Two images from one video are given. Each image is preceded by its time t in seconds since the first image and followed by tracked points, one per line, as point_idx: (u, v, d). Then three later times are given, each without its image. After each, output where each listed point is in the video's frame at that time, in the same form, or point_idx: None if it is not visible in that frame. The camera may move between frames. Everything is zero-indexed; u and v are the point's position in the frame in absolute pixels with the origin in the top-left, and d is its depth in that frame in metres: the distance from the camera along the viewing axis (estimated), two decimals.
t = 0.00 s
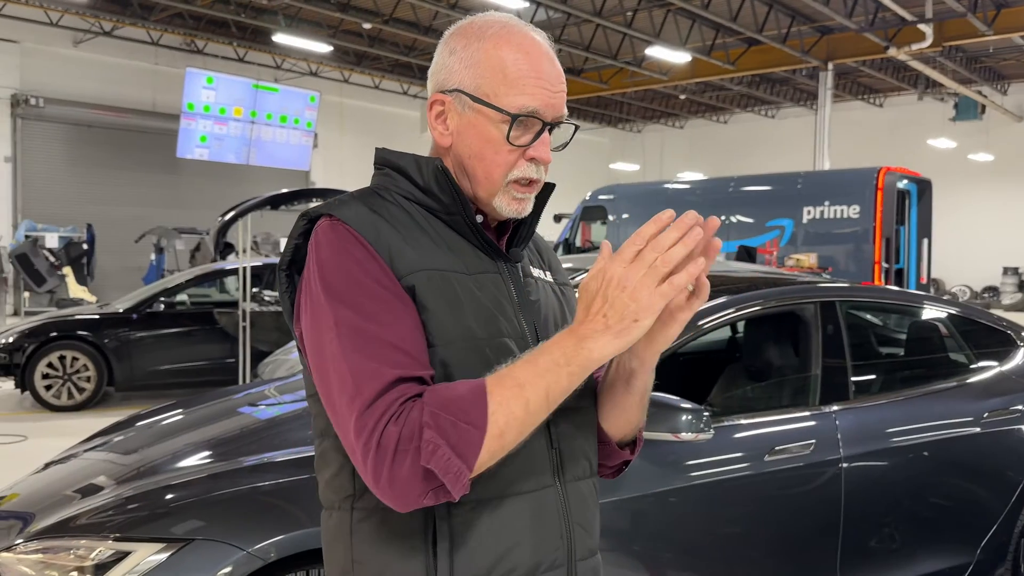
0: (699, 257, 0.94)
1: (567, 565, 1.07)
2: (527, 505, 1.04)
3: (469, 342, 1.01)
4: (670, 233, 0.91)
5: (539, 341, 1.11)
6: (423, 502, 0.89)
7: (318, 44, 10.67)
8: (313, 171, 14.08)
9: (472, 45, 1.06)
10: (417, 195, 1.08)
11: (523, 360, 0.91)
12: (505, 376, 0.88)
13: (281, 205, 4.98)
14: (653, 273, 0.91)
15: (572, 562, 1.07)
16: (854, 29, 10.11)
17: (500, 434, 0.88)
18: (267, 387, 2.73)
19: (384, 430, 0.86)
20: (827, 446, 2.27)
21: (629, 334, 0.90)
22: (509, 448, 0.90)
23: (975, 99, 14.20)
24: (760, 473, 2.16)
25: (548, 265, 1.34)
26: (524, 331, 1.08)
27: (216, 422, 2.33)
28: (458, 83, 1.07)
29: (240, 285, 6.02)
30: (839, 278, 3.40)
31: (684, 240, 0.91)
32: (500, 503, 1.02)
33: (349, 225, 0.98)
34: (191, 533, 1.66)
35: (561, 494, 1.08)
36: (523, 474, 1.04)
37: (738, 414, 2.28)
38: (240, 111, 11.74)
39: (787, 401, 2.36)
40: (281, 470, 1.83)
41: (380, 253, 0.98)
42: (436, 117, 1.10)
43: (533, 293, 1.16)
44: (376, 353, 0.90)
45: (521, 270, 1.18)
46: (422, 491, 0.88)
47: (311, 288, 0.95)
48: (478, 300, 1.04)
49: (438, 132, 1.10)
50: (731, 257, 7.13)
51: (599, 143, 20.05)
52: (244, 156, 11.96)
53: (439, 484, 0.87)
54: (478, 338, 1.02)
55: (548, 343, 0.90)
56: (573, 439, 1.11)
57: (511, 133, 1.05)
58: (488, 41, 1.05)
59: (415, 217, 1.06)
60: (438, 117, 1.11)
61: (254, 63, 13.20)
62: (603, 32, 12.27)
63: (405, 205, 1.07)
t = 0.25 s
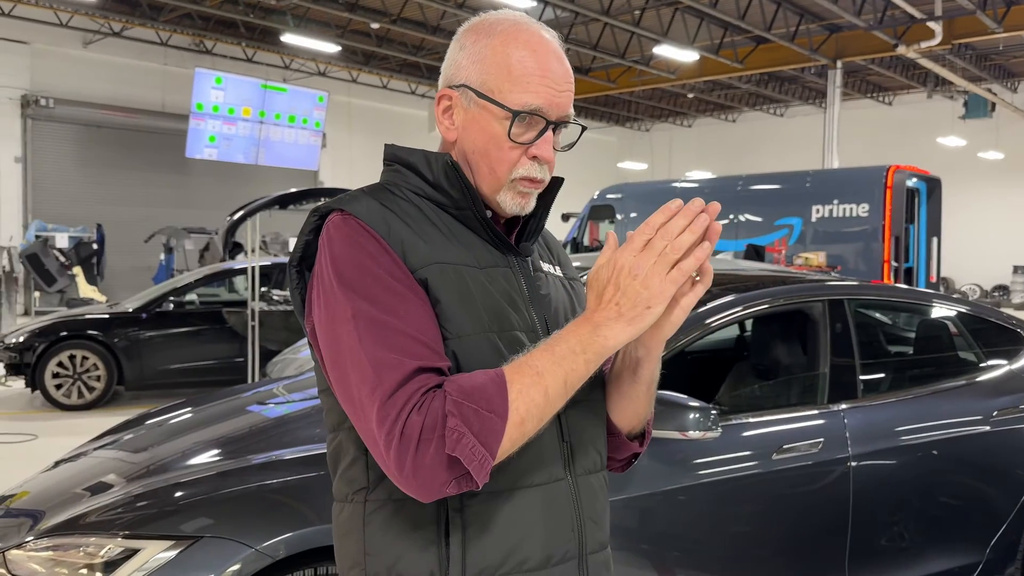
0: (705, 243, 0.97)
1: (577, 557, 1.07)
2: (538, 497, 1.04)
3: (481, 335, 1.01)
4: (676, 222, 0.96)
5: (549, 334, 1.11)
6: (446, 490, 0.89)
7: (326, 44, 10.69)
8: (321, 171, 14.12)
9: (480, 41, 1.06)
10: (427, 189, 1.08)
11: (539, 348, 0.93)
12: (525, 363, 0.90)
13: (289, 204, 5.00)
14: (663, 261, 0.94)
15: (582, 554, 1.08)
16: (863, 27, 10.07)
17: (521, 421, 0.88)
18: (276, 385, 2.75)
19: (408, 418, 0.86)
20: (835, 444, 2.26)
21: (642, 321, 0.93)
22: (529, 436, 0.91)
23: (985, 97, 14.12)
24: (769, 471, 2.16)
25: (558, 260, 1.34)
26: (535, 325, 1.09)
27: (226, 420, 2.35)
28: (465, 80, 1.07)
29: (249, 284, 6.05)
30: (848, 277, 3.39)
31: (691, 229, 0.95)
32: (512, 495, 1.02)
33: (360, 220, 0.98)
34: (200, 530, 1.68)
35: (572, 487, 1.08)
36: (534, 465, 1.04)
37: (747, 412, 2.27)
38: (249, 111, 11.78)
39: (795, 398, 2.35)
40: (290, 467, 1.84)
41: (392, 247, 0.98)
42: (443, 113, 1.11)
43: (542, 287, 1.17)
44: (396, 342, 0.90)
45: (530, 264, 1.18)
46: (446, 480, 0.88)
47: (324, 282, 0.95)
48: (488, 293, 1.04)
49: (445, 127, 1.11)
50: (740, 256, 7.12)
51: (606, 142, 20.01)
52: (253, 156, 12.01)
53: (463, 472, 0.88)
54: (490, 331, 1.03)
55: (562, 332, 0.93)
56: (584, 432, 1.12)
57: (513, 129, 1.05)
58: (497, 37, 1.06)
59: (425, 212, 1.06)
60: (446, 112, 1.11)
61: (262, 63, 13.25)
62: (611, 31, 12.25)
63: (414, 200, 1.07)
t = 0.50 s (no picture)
0: (713, 242, 0.97)
1: (584, 558, 1.07)
2: (545, 498, 1.04)
3: (487, 335, 1.01)
4: (684, 221, 0.95)
5: (555, 335, 1.11)
6: (449, 492, 0.89)
7: (331, 44, 10.70)
8: (327, 171, 14.15)
9: (487, 40, 1.06)
10: (434, 190, 1.08)
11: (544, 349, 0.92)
12: (529, 364, 0.90)
13: (295, 204, 5.01)
14: (670, 260, 0.94)
15: (589, 555, 1.08)
16: (869, 25, 10.04)
17: (525, 423, 0.88)
18: (282, 385, 2.76)
19: (411, 420, 0.86)
20: (842, 443, 2.26)
21: (648, 321, 0.93)
22: (534, 438, 0.90)
23: (991, 95, 14.06)
24: (775, 470, 2.15)
25: (564, 260, 1.34)
26: (541, 325, 1.09)
27: (232, 420, 2.35)
28: (472, 78, 1.07)
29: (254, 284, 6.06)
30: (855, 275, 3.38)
31: (699, 228, 0.95)
32: (519, 496, 1.02)
33: (366, 221, 0.98)
34: (206, 531, 1.68)
35: (579, 487, 1.08)
36: (540, 466, 1.04)
37: (753, 411, 2.27)
38: (255, 111, 11.82)
39: (801, 398, 2.34)
40: (296, 467, 1.84)
41: (398, 248, 0.98)
42: (450, 111, 1.11)
43: (548, 288, 1.17)
44: (400, 344, 0.90)
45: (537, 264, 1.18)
46: (449, 481, 0.88)
47: (329, 283, 0.95)
48: (494, 294, 1.04)
49: (452, 126, 1.11)
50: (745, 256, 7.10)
51: (611, 141, 20.01)
52: (259, 156, 12.04)
53: (466, 474, 0.88)
54: (496, 332, 1.03)
55: (568, 332, 0.93)
56: (591, 433, 1.12)
57: (520, 128, 1.05)
58: (504, 36, 1.06)
59: (431, 212, 1.06)
60: (452, 111, 1.11)
61: (268, 63, 13.28)
62: (616, 30, 12.24)
63: (419, 201, 1.07)
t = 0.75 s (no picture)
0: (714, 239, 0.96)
1: (587, 559, 1.07)
2: (547, 500, 1.04)
3: (487, 337, 1.01)
4: (684, 218, 0.95)
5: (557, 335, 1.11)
6: (443, 495, 0.89)
7: (334, 44, 10.71)
8: (330, 171, 14.17)
9: (489, 38, 1.06)
10: (435, 191, 1.08)
11: (540, 350, 0.92)
12: (523, 366, 0.90)
13: (298, 204, 5.01)
14: (670, 258, 0.93)
15: (591, 557, 1.07)
16: (873, 23, 10.02)
17: (519, 425, 0.88)
18: (285, 385, 2.76)
19: (404, 424, 0.86)
20: (846, 443, 2.25)
21: (646, 320, 0.93)
22: (529, 440, 0.90)
23: (995, 93, 13.99)
24: (778, 470, 2.15)
25: (568, 260, 1.35)
26: (541, 326, 1.09)
27: (236, 419, 2.36)
28: (473, 76, 1.07)
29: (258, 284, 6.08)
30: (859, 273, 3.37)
31: (699, 226, 0.94)
32: (520, 498, 1.02)
33: (365, 223, 0.98)
34: (209, 530, 1.68)
35: (581, 489, 1.08)
36: (541, 468, 1.04)
37: (757, 410, 2.26)
38: (258, 111, 11.83)
39: (805, 397, 2.34)
40: (299, 467, 1.84)
41: (396, 249, 0.98)
42: (452, 110, 1.11)
43: (550, 288, 1.17)
44: (395, 347, 0.90)
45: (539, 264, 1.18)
46: (443, 484, 0.88)
47: (329, 285, 0.95)
48: (494, 295, 1.04)
49: (455, 124, 1.11)
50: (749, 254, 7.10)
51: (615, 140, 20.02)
52: (262, 156, 12.02)
53: (459, 477, 0.87)
54: (496, 334, 1.02)
55: (565, 332, 0.92)
56: (593, 434, 1.11)
57: (522, 126, 1.05)
58: (506, 33, 1.05)
59: (431, 213, 1.06)
60: (455, 110, 1.12)
61: (271, 63, 13.29)
62: (618, 29, 12.22)
63: (420, 202, 1.07)
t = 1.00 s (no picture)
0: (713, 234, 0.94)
1: (589, 560, 1.06)
2: (547, 502, 1.04)
3: (486, 338, 1.01)
4: (683, 214, 0.93)
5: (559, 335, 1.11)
6: (439, 497, 0.89)
7: (335, 44, 10.70)
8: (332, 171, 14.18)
9: (489, 35, 1.07)
10: (435, 190, 1.08)
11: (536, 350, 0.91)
12: (517, 367, 0.89)
13: (300, 204, 5.01)
14: (668, 255, 0.92)
15: (593, 558, 1.07)
16: (875, 21, 10.00)
17: (513, 427, 0.87)
18: (288, 385, 2.76)
19: (397, 425, 0.86)
20: (848, 442, 2.25)
21: (644, 319, 0.92)
22: (524, 441, 0.89)
23: (998, 91, 13.91)
24: (781, 469, 2.15)
25: (572, 260, 1.34)
26: (542, 325, 1.08)
27: (238, 419, 2.36)
28: (474, 74, 1.07)
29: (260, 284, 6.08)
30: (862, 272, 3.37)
31: (698, 222, 0.93)
32: (521, 500, 1.02)
33: (364, 224, 0.99)
34: (211, 530, 1.68)
35: (583, 490, 1.08)
36: (542, 469, 1.04)
37: (759, 409, 2.26)
38: (260, 111, 11.83)
39: (807, 396, 2.34)
40: (301, 467, 1.84)
41: (394, 250, 0.98)
42: (453, 109, 1.11)
43: (551, 288, 1.16)
44: (391, 349, 0.90)
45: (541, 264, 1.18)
46: (437, 486, 0.88)
47: (328, 286, 0.96)
48: (494, 295, 1.04)
49: (456, 123, 1.11)
50: (752, 253, 7.10)
51: (617, 139, 20.03)
52: (263, 156, 11.97)
53: (453, 480, 0.87)
54: (495, 334, 1.02)
55: (560, 332, 0.91)
56: (594, 435, 1.11)
57: (523, 123, 1.05)
58: (505, 31, 1.06)
59: (431, 213, 1.06)
60: (456, 108, 1.12)
61: (272, 63, 13.30)
62: (620, 28, 12.19)
63: (420, 202, 1.07)
